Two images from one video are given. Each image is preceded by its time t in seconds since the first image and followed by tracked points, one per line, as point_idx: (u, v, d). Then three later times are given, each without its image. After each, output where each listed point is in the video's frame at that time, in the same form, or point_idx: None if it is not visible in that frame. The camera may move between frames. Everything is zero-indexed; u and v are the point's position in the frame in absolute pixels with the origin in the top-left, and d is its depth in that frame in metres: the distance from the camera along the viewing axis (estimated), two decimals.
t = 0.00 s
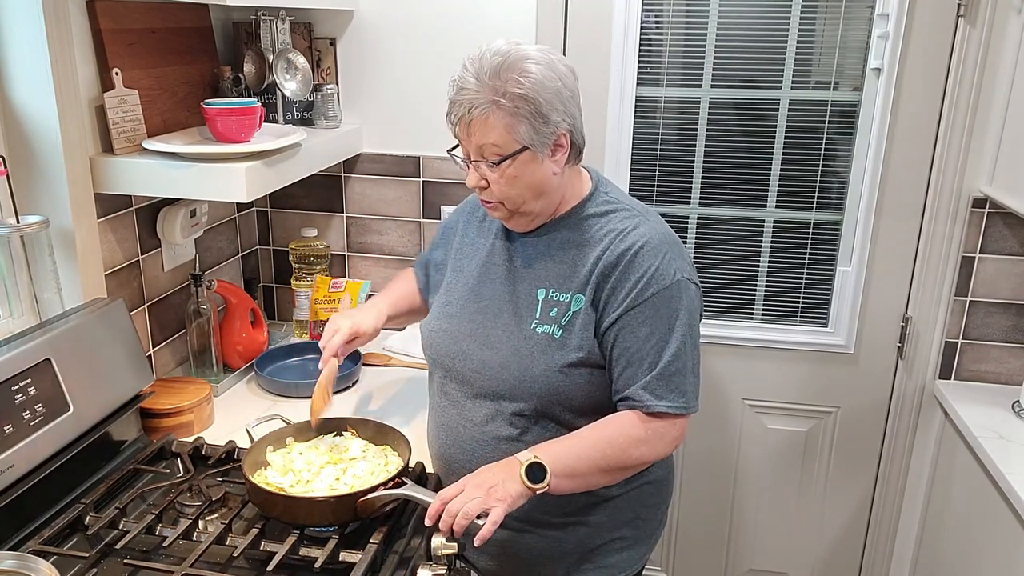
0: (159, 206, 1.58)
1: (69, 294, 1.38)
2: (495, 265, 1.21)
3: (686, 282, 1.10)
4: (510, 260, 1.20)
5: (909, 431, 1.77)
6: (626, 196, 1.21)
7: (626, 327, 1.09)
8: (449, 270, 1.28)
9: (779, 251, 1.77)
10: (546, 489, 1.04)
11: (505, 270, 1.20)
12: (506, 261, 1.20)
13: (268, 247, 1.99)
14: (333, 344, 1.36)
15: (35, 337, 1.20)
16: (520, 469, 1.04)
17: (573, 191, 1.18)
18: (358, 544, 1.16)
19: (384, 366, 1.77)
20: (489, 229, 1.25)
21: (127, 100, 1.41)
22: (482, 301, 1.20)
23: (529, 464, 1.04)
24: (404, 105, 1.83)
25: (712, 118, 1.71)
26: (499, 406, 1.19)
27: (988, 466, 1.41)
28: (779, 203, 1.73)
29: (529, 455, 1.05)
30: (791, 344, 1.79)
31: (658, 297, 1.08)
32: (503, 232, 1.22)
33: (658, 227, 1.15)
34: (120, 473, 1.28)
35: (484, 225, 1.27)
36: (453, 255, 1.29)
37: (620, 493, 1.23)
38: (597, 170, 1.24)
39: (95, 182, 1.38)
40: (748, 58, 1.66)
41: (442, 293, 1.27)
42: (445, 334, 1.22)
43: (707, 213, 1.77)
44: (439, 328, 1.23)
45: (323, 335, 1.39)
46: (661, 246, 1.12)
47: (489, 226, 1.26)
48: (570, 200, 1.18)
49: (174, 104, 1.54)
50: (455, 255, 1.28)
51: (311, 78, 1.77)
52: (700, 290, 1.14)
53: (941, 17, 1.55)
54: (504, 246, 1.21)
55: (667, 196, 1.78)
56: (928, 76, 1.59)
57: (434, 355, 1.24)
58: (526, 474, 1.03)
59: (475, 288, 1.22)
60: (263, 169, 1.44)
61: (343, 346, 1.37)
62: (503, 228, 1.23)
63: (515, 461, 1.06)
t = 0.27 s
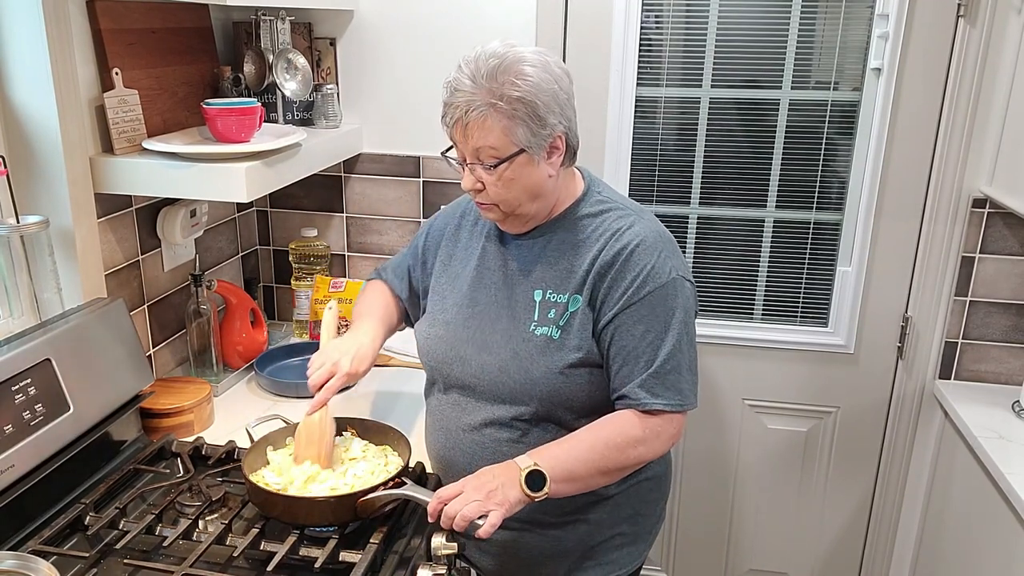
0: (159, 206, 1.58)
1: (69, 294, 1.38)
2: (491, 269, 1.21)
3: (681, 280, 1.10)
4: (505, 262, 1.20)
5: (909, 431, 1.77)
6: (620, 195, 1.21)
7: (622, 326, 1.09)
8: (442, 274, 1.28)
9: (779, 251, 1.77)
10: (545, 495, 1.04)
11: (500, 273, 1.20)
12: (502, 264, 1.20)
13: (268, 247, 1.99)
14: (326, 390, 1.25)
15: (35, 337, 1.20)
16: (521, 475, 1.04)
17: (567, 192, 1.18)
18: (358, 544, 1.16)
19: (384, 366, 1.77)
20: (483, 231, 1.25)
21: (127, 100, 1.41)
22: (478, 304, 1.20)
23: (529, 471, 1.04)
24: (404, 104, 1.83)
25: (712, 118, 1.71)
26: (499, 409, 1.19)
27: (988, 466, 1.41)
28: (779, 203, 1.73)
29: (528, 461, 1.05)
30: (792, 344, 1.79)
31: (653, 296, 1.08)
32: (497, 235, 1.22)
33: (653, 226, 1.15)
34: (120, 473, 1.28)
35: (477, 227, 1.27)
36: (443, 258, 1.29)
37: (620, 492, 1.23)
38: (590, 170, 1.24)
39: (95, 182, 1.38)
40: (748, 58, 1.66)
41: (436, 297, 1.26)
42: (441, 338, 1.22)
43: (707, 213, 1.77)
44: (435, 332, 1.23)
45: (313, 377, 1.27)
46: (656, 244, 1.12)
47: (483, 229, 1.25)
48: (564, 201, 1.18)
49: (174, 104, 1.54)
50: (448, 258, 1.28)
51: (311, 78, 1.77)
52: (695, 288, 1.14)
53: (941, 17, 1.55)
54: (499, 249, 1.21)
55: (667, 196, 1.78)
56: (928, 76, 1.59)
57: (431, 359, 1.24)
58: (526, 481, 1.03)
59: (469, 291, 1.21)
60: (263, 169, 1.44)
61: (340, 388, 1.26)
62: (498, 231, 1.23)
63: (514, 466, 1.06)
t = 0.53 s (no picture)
0: (159, 206, 1.58)
1: (69, 294, 1.38)
2: (489, 270, 1.21)
3: (680, 279, 1.10)
4: (503, 263, 1.20)
5: (909, 431, 1.77)
6: (617, 195, 1.21)
7: (621, 325, 1.09)
8: (439, 276, 1.27)
9: (779, 251, 1.77)
10: (545, 494, 1.04)
11: (499, 275, 1.20)
12: (500, 265, 1.20)
13: (268, 247, 1.99)
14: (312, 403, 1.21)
15: (35, 337, 1.20)
16: (521, 473, 1.04)
17: (566, 192, 1.18)
18: (358, 544, 1.16)
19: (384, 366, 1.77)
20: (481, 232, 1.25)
21: (127, 100, 1.41)
22: (476, 306, 1.20)
23: (529, 470, 1.04)
24: (403, 104, 1.83)
25: (712, 118, 1.71)
26: (499, 411, 1.19)
27: (987, 466, 1.41)
28: (779, 203, 1.73)
29: (528, 461, 1.05)
30: (791, 345, 1.79)
31: (652, 295, 1.08)
32: (495, 236, 1.22)
33: (652, 225, 1.16)
34: (120, 473, 1.28)
35: (474, 228, 1.26)
36: (439, 260, 1.29)
37: (620, 492, 1.23)
38: (588, 171, 1.25)
39: (96, 182, 1.38)
40: (748, 58, 1.66)
41: (433, 299, 1.26)
42: (440, 340, 1.21)
43: (707, 213, 1.77)
44: (434, 334, 1.23)
45: (295, 393, 1.22)
46: (654, 244, 1.12)
47: (480, 230, 1.25)
48: (563, 201, 1.18)
49: (174, 104, 1.54)
50: (445, 260, 1.28)
51: (311, 78, 1.77)
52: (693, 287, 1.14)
53: (941, 17, 1.55)
54: (497, 250, 1.21)
55: (667, 196, 1.78)
56: (928, 76, 1.58)
57: (429, 361, 1.24)
58: (526, 480, 1.03)
59: (468, 293, 1.21)
60: (263, 169, 1.44)
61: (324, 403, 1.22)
62: (496, 232, 1.22)
63: (514, 465, 1.06)
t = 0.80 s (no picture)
0: (159, 206, 1.58)
1: (69, 294, 1.38)
2: (493, 272, 1.20)
3: (685, 284, 1.10)
4: (507, 265, 1.19)
5: (909, 431, 1.77)
6: (622, 197, 1.21)
7: (625, 329, 1.09)
8: (442, 276, 1.27)
9: (779, 251, 1.77)
10: (545, 493, 1.05)
11: (503, 276, 1.19)
12: (504, 266, 1.19)
13: (268, 247, 1.99)
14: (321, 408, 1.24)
15: (35, 337, 1.20)
16: (520, 472, 1.04)
17: (573, 193, 1.17)
18: (358, 544, 1.16)
19: (384, 366, 1.77)
20: (484, 232, 1.24)
21: (127, 100, 1.41)
22: (480, 307, 1.20)
23: (529, 470, 1.04)
24: (403, 104, 1.83)
25: (711, 118, 1.71)
26: (501, 414, 1.19)
27: (987, 466, 1.41)
28: (779, 203, 1.73)
29: (527, 460, 1.05)
30: (791, 345, 1.79)
31: (657, 300, 1.08)
32: (500, 237, 1.21)
33: (657, 229, 1.15)
34: (120, 473, 1.28)
35: (477, 228, 1.26)
36: (441, 259, 1.28)
37: (620, 492, 1.23)
38: (594, 172, 1.24)
39: (96, 183, 1.38)
40: (748, 58, 1.66)
41: (436, 299, 1.26)
42: (443, 341, 1.21)
43: (707, 213, 1.77)
44: (437, 335, 1.22)
45: (308, 399, 1.24)
46: (660, 248, 1.12)
47: (483, 229, 1.24)
48: (570, 203, 1.17)
49: (174, 104, 1.54)
50: (448, 260, 1.27)
51: (311, 78, 1.78)
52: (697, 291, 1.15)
53: (941, 17, 1.55)
54: (501, 251, 1.21)
55: (667, 197, 1.78)
56: (928, 76, 1.58)
57: (431, 363, 1.23)
58: (526, 480, 1.04)
59: (471, 294, 1.21)
60: (264, 170, 1.44)
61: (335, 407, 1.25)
62: (499, 232, 1.22)
63: (514, 464, 1.05)
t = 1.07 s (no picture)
0: (159, 206, 1.58)
1: (69, 294, 1.38)
2: (496, 274, 1.20)
3: (688, 289, 1.10)
4: (510, 267, 1.19)
5: (909, 431, 1.77)
6: (626, 199, 1.20)
7: (628, 333, 1.09)
8: (445, 277, 1.26)
9: (779, 251, 1.77)
10: (544, 493, 1.05)
11: (506, 278, 1.19)
12: (507, 268, 1.19)
13: (268, 247, 1.99)
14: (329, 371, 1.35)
15: (35, 337, 1.20)
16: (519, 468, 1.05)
17: (578, 197, 1.17)
18: (358, 544, 1.16)
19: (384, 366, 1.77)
20: (488, 233, 1.24)
21: (127, 100, 1.41)
22: (482, 309, 1.19)
23: (529, 470, 1.04)
24: (403, 105, 1.83)
25: (711, 118, 1.71)
26: (502, 416, 1.18)
27: (987, 465, 1.41)
28: (779, 203, 1.73)
29: (529, 460, 1.05)
30: (792, 345, 1.79)
31: (660, 305, 1.08)
32: (503, 239, 1.21)
33: (661, 232, 1.15)
34: (120, 473, 1.28)
35: (480, 229, 1.25)
36: (443, 260, 1.28)
37: (620, 492, 1.23)
38: (599, 175, 1.23)
39: (96, 182, 1.38)
40: (748, 58, 1.66)
41: (438, 301, 1.25)
42: (445, 344, 1.21)
43: (707, 213, 1.77)
44: (439, 337, 1.22)
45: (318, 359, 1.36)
46: (664, 252, 1.12)
47: (486, 230, 1.24)
48: (574, 207, 1.17)
49: (174, 104, 1.54)
50: (450, 261, 1.27)
51: (311, 78, 1.78)
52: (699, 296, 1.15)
53: (941, 17, 1.55)
54: (504, 253, 1.21)
55: (667, 197, 1.78)
56: (928, 76, 1.59)
57: (433, 364, 1.23)
58: (526, 480, 1.04)
59: (474, 296, 1.21)
60: (264, 170, 1.44)
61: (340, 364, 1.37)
62: (503, 234, 1.22)
63: (514, 465, 1.06)
